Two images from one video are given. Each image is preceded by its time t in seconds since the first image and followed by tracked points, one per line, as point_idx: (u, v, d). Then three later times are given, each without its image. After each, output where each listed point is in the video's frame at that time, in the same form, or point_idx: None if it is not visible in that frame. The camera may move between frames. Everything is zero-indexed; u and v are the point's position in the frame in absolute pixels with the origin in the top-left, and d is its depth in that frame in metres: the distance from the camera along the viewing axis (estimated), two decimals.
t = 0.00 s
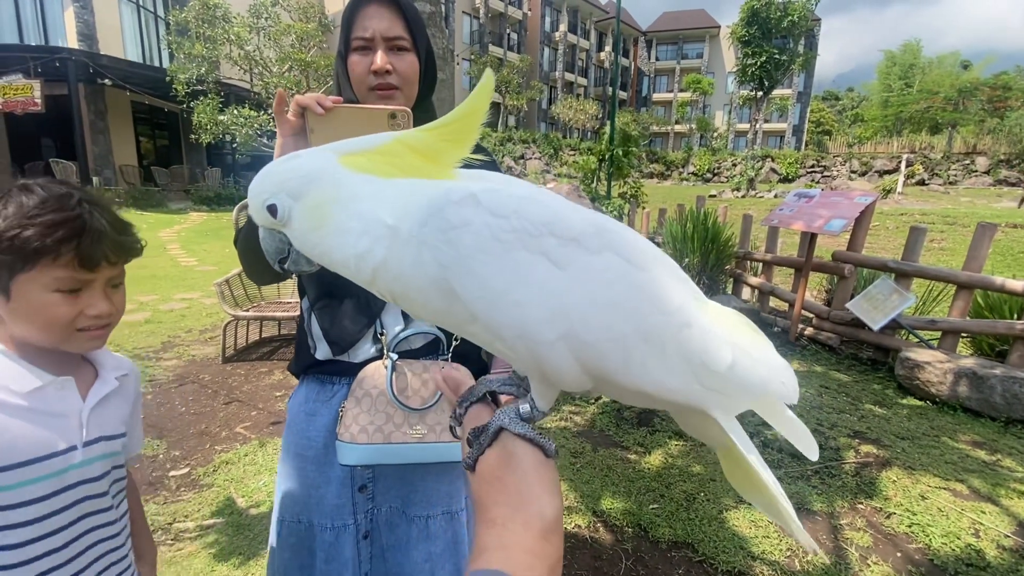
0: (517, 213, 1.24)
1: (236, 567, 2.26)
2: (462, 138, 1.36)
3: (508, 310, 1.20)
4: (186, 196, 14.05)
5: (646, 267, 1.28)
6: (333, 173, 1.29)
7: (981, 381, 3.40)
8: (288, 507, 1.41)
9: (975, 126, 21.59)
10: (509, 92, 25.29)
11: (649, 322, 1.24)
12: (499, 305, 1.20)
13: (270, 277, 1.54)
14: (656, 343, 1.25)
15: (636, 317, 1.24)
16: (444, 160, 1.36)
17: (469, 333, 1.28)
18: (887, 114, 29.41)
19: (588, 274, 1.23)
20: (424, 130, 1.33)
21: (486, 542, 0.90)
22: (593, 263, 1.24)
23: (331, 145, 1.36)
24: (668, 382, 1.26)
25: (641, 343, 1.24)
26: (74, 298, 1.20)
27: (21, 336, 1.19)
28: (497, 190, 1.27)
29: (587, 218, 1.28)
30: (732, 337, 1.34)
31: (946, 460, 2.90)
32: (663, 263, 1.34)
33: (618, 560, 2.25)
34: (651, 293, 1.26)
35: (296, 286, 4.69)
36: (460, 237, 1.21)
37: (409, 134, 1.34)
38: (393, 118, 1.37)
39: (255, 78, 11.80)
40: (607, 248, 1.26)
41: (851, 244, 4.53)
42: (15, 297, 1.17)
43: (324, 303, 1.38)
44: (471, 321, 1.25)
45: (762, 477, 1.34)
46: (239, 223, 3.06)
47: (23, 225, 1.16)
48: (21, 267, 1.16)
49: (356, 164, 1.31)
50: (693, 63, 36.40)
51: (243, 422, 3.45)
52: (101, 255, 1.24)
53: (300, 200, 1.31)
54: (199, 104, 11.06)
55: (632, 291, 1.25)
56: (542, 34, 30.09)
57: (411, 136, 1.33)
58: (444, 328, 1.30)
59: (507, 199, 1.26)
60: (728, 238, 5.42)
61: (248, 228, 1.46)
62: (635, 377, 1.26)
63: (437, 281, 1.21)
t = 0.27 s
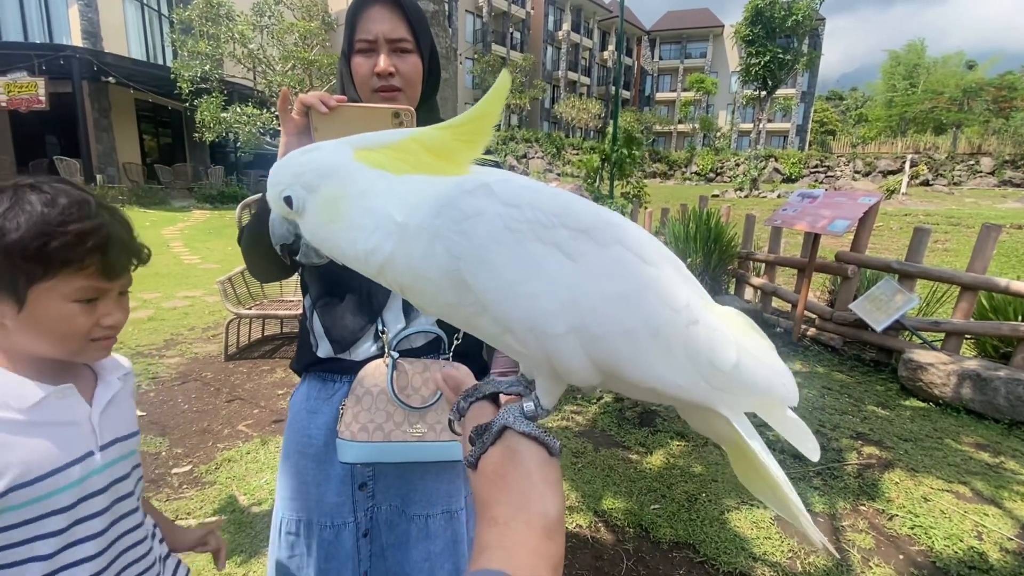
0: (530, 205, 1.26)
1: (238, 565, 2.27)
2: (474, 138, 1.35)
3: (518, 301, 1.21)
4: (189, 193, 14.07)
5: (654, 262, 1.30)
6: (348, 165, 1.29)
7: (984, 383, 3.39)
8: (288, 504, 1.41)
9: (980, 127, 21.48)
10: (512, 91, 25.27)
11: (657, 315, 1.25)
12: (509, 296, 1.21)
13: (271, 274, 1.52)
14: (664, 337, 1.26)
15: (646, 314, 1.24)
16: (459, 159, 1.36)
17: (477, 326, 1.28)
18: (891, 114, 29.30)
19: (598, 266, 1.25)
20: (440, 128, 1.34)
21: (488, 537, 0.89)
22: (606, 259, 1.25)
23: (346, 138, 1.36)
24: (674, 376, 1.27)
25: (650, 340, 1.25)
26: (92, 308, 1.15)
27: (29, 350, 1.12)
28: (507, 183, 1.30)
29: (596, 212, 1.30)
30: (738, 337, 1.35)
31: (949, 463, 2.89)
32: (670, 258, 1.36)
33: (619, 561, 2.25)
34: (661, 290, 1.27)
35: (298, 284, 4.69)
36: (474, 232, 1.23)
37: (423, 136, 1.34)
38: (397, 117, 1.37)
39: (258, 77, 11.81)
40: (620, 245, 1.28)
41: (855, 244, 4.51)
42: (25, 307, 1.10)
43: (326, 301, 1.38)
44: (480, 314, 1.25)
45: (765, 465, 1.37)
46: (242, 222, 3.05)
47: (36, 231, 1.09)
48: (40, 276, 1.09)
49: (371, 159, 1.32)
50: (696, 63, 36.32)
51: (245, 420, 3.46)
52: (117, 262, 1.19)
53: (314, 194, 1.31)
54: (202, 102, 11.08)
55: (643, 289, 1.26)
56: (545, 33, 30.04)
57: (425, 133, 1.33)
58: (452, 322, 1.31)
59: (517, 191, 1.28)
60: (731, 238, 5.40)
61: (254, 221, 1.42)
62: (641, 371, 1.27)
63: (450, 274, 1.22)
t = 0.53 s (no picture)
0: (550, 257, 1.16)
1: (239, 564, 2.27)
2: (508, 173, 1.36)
3: (528, 350, 1.18)
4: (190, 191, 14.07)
5: (673, 317, 1.23)
6: (325, 238, 1.22)
7: (985, 384, 3.39)
8: (292, 503, 1.43)
9: (981, 126, 21.45)
10: (513, 89, 25.25)
11: (668, 376, 1.23)
12: (520, 343, 1.18)
13: (273, 277, 1.49)
14: (670, 396, 1.24)
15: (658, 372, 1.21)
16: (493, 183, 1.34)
17: (479, 354, 1.24)
18: (893, 114, 29.25)
19: (617, 325, 1.18)
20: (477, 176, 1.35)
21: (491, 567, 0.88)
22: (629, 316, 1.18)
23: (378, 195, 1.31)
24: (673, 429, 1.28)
25: (657, 393, 1.23)
26: (174, 317, 1.09)
27: (114, 364, 1.07)
28: (524, 223, 1.20)
29: (619, 264, 1.21)
30: (746, 388, 1.32)
31: (950, 464, 2.89)
32: (690, 310, 1.29)
33: (619, 562, 2.25)
34: (676, 347, 1.23)
35: (299, 283, 4.69)
36: (491, 282, 1.15)
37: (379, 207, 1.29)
38: (399, 122, 1.31)
39: (260, 74, 11.81)
40: (643, 301, 1.20)
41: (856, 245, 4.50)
42: (114, 321, 1.04)
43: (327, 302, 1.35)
44: (485, 344, 1.22)
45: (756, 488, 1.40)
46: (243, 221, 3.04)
47: (113, 239, 1.01)
48: (123, 293, 1.03)
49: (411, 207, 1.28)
50: (698, 61, 36.27)
51: (246, 419, 3.46)
52: (191, 268, 1.13)
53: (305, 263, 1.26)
54: (203, 100, 11.07)
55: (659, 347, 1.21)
56: (546, 31, 30.01)
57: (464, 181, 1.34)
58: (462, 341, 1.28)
59: (537, 235, 1.18)
60: (732, 238, 5.39)
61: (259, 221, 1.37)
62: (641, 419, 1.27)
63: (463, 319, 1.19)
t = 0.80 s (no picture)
0: (550, 241, 1.17)
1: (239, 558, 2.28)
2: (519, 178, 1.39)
3: (536, 337, 1.16)
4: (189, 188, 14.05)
5: (675, 299, 1.22)
6: (344, 226, 1.24)
7: (984, 382, 3.40)
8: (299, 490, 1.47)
9: (981, 125, 21.45)
10: (512, 87, 25.21)
11: (680, 360, 1.18)
12: (529, 332, 1.16)
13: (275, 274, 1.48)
14: (684, 383, 1.19)
15: (667, 355, 1.18)
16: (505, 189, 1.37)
17: (490, 353, 1.23)
18: (893, 112, 29.25)
19: (620, 308, 1.17)
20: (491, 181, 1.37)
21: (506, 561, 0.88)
22: (630, 298, 1.18)
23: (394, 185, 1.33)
24: (694, 416, 1.21)
25: (668, 379, 1.19)
26: (303, 294, 1.09)
27: (247, 336, 1.04)
28: (525, 216, 1.21)
29: (618, 249, 1.22)
30: (761, 375, 1.27)
31: (948, 461, 2.90)
32: (694, 295, 1.27)
33: (618, 557, 2.26)
34: (685, 330, 1.19)
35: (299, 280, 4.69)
36: (495, 267, 1.15)
37: (396, 197, 1.28)
38: (399, 117, 1.30)
39: (259, 71, 11.78)
40: (643, 283, 1.19)
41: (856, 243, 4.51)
42: (256, 298, 1.02)
43: (329, 295, 1.35)
44: (494, 339, 1.20)
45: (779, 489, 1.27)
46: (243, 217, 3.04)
47: (269, 220, 1.01)
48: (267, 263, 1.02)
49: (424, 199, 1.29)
50: (698, 60, 36.23)
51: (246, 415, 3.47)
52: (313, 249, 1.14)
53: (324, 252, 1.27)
54: (202, 97, 11.05)
55: (665, 330, 1.18)
56: (546, 29, 29.97)
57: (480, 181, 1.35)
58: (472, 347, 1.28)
59: (537, 224, 1.19)
60: (732, 236, 5.39)
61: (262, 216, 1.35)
62: (655, 411, 1.22)
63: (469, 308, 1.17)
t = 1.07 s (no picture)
0: (558, 229, 1.19)
1: (237, 556, 2.28)
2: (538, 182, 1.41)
3: (547, 322, 1.16)
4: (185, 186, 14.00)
5: (680, 286, 1.24)
6: (357, 210, 1.14)
7: (977, 379, 3.42)
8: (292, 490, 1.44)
9: (977, 124, 21.54)
10: (510, 85, 25.20)
11: (686, 344, 1.20)
12: (539, 319, 1.16)
13: (278, 272, 1.48)
14: (692, 368, 1.21)
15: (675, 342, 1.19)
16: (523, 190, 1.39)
17: (501, 341, 1.23)
18: (890, 111, 29.35)
19: (627, 292, 1.19)
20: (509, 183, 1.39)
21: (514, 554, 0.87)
22: (637, 284, 1.20)
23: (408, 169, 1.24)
24: (700, 401, 1.22)
25: (677, 364, 1.20)
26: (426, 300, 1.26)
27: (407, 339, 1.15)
28: (534, 205, 1.24)
29: (624, 236, 1.24)
30: (766, 362, 1.29)
31: (942, 458, 2.92)
32: (697, 282, 1.29)
33: (615, 553, 2.27)
34: (691, 316, 1.21)
35: (296, 278, 4.68)
36: (506, 254, 1.16)
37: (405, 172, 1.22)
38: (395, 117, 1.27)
39: (255, 69, 11.73)
40: (650, 269, 1.22)
41: (852, 241, 4.53)
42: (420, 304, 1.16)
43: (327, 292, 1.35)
44: (505, 327, 1.20)
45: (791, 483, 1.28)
46: (239, 216, 3.03)
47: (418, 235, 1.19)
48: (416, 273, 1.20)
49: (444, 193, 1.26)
50: (696, 58, 36.26)
51: (243, 414, 3.47)
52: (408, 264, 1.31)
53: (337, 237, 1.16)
54: (198, 94, 11.00)
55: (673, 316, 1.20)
56: (543, 27, 29.92)
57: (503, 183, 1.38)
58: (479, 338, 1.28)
59: (545, 213, 1.22)
60: (728, 234, 5.41)
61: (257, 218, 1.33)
62: (664, 398, 1.23)
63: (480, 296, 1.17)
